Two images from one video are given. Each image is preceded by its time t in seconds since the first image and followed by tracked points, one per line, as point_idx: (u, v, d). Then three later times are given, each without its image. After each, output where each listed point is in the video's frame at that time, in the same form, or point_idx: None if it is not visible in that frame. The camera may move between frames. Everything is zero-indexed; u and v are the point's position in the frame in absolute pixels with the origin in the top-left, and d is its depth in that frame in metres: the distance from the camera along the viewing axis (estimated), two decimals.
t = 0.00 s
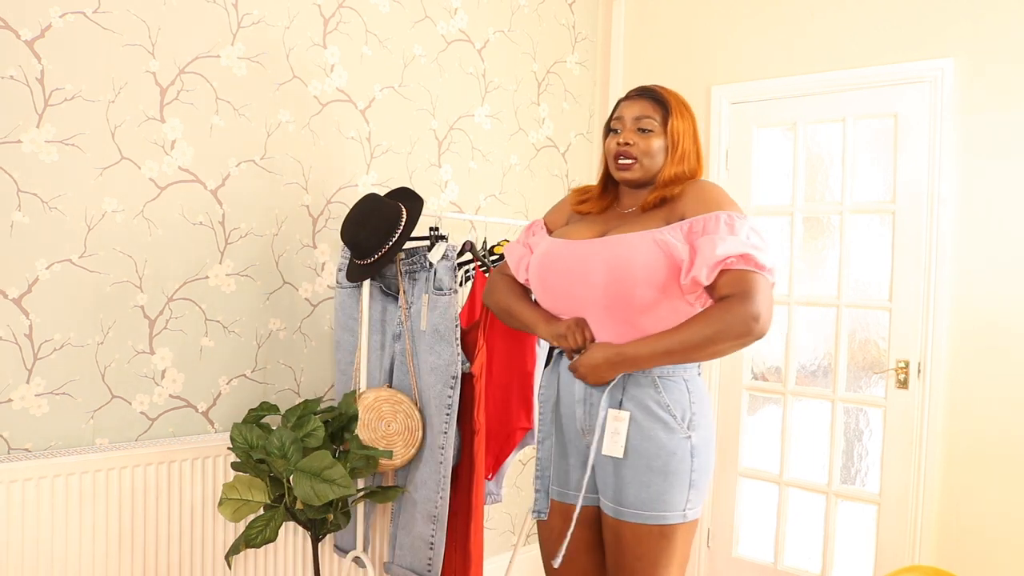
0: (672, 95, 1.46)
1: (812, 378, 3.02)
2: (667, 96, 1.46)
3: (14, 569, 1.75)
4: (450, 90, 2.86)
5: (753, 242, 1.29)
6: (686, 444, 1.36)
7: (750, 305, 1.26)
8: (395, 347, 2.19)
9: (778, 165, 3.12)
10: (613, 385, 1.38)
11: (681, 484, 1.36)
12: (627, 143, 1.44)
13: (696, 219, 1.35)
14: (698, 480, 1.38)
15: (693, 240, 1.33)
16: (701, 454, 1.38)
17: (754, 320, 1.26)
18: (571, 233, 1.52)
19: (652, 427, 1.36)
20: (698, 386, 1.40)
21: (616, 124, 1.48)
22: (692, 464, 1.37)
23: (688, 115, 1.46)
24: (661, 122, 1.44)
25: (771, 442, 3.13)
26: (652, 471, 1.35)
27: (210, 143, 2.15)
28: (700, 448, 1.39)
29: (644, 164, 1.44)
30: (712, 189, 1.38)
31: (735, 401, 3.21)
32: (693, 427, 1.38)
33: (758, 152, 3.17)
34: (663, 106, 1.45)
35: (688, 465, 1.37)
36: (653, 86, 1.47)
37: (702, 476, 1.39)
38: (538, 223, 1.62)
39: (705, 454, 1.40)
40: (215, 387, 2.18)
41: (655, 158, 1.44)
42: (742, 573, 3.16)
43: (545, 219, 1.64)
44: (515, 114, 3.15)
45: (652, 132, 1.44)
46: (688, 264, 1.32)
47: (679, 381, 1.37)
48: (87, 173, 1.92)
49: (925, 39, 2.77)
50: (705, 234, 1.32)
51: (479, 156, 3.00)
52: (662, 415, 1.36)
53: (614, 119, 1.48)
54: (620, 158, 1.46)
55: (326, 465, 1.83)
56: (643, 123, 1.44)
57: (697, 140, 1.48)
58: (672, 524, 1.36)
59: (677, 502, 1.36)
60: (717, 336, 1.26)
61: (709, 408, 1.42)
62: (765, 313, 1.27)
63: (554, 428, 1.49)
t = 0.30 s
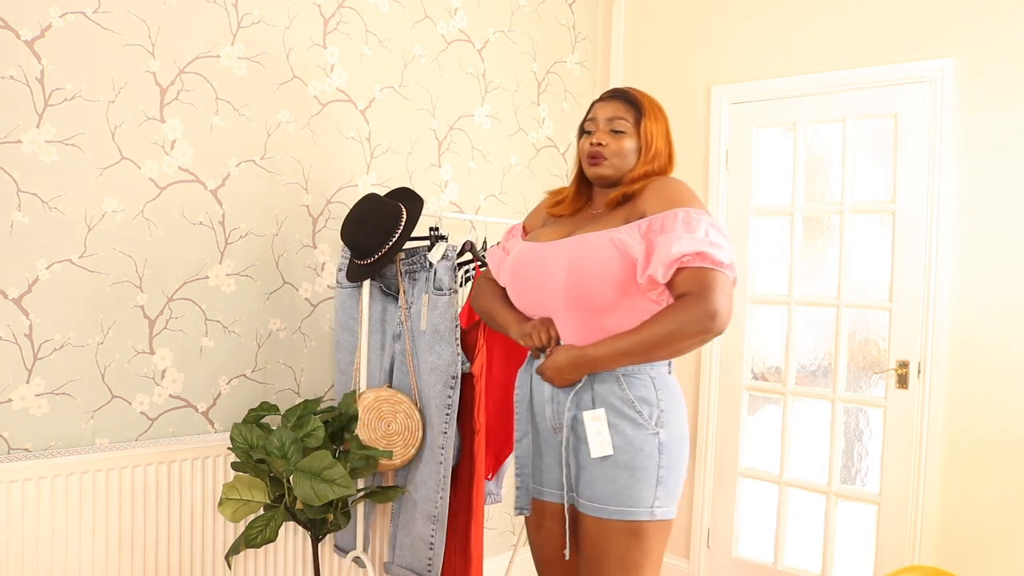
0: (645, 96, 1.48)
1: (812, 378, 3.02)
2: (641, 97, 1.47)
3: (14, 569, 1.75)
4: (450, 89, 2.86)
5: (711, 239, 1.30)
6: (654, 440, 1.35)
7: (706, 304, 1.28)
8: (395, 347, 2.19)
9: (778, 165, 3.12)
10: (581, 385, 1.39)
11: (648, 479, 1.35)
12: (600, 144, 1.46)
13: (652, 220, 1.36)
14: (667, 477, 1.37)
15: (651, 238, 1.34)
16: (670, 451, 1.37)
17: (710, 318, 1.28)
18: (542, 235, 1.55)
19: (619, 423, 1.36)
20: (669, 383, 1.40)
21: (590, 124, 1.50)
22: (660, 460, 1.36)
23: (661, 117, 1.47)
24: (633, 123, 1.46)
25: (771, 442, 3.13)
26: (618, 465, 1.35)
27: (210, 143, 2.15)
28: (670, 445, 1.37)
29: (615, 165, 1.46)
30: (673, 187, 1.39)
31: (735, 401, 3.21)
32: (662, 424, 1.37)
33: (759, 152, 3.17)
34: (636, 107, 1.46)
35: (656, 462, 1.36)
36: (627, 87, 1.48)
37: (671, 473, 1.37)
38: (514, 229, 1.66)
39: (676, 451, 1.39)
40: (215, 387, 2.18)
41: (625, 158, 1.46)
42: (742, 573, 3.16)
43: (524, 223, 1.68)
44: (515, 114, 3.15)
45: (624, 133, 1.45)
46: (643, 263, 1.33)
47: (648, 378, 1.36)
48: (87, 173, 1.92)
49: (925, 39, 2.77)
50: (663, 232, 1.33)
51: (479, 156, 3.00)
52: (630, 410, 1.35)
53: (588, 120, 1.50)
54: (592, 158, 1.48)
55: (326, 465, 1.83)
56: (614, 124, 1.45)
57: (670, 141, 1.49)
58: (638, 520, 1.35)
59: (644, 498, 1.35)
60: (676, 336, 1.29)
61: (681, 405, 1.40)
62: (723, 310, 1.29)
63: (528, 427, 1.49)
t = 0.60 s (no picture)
0: (619, 94, 1.49)
1: (812, 378, 3.02)
2: (613, 94, 1.48)
3: (14, 569, 1.74)
4: (450, 89, 2.86)
5: (673, 238, 1.30)
6: (628, 440, 1.36)
7: (669, 303, 1.28)
8: (394, 348, 2.19)
9: (778, 165, 3.12)
10: (556, 386, 1.41)
11: (617, 478, 1.35)
12: (574, 145, 1.48)
13: (617, 221, 1.36)
14: (637, 477, 1.36)
15: (615, 240, 1.35)
16: (644, 452, 1.37)
17: (675, 317, 1.28)
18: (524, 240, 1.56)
19: (593, 420, 1.37)
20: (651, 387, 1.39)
21: (565, 125, 1.51)
22: (632, 461, 1.36)
23: (635, 113, 1.48)
24: (606, 121, 1.47)
25: (771, 442, 3.13)
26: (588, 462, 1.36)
27: (210, 143, 2.15)
28: (645, 447, 1.37)
29: (590, 165, 1.47)
30: (643, 186, 1.39)
31: (735, 401, 3.21)
32: (638, 425, 1.37)
33: (759, 152, 3.17)
34: (609, 105, 1.47)
35: (626, 461, 1.35)
36: (600, 87, 1.50)
37: (643, 475, 1.37)
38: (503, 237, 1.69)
39: (651, 455, 1.38)
40: (215, 387, 2.18)
41: (601, 156, 1.47)
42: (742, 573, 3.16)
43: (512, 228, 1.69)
44: (515, 114, 3.15)
45: (598, 132, 1.46)
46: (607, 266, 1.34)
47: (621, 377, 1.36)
48: (87, 173, 1.92)
49: (925, 39, 2.77)
50: (626, 233, 1.33)
51: (479, 156, 3.00)
52: (605, 408, 1.36)
53: (563, 121, 1.52)
54: (568, 158, 1.49)
55: (326, 465, 1.83)
56: (588, 124, 1.47)
57: (646, 136, 1.49)
58: (604, 518, 1.35)
59: (611, 496, 1.35)
60: (641, 337, 1.29)
61: (662, 409, 1.40)
62: (688, 308, 1.28)
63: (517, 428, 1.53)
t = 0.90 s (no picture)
0: (623, 82, 1.43)
1: (812, 378, 3.02)
2: (616, 82, 1.43)
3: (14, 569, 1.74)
4: (450, 89, 2.86)
5: (661, 239, 1.23)
6: (611, 452, 1.26)
7: (654, 309, 1.20)
8: (394, 348, 2.19)
9: (778, 165, 3.12)
10: (542, 393, 1.35)
11: (600, 494, 1.26)
12: (574, 134, 1.43)
13: (607, 222, 1.30)
14: (624, 493, 1.26)
15: (602, 241, 1.29)
16: (631, 466, 1.27)
17: (659, 324, 1.20)
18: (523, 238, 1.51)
19: (575, 431, 1.29)
20: (642, 395, 1.29)
21: (567, 114, 1.47)
22: (617, 475, 1.26)
23: (640, 101, 1.42)
24: (609, 109, 1.41)
25: (771, 442, 3.13)
26: (571, 476, 1.28)
27: (210, 143, 2.15)
28: (632, 460, 1.27)
29: (590, 156, 1.42)
30: (639, 185, 1.31)
31: (735, 401, 3.21)
32: (624, 436, 1.27)
33: (759, 152, 3.16)
34: (612, 93, 1.42)
35: (611, 475, 1.26)
36: (603, 74, 1.45)
37: (631, 491, 1.27)
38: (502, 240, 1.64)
39: (640, 468, 1.28)
40: (215, 386, 2.18)
41: (603, 146, 1.41)
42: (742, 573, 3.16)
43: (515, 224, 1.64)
44: (515, 114, 3.15)
45: (599, 120, 1.41)
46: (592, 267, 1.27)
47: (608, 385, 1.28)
48: (86, 173, 1.91)
49: (925, 39, 2.77)
50: (614, 234, 1.27)
51: (479, 156, 3.00)
52: (588, 418, 1.28)
53: (566, 110, 1.47)
54: (569, 148, 1.44)
55: (326, 465, 1.83)
56: (589, 112, 1.42)
57: (652, 128, 1.43)
58: (587, 537, 1.26)
59: (594, 514, 1.26)
60: (624, 344, 1.21)
61: (654, 418, 1.29)
62: (675, 315, 1.20)
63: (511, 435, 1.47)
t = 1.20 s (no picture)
0: (629, 69, 1.44)
1: (812, 378, 3.02)
2: (623, 70, 1.43)
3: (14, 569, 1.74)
4: (450, 89, 2.86)
5: (648, 236, 1.21)
6: (605, 460, 1.26)
7: (636, 304, 1.18)
8: (394, 348, 2.19)
9: (778, 165, 3.12)
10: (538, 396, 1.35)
11: (594, 504, 1.26)
12: (578, 123, 1.44)
13: (597, 219, 1.29)
14: (619, 501, 1.26)
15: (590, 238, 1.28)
16: (626, 474, 1.25)
17: (642, 321, 1.17)
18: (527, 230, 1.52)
19: (569, 438, 1.29)
20: (638, 400, 1.27)
21: (574, 102, 1.48)
22: (611, 484, 1.26)
23: (647, 89, 1.42)
24: (615, 98, 1.42)
25: (771, 443, 3.13)
26: (566, 485, 1.29)
27: (210, 143, 2.15)
28: (628, 469, 1.26)
29: (593, 145, 1.43)
30: (636, 178, 1.30)
31: (735, 401, 3.21)
32: (619, 443, 1.26)
33: (759, 152, 3.16)
34: (618, 81, 1.43)
35: (606, 484, 1.26)
36: (610, 62, 1.45)
37: (627, 500, 1.26)
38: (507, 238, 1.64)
39: (637, 477, 1.26)
40: (215, 387, 2.18)
41: (607, 135, 1.43)
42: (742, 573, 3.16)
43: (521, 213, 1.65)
44: (515, 114, 3.15)
45: (605, 109, 1.42)
46: (579, 263, 1.27)
47: (601, 390, 1.27)
48: (86, 173, 1.91)
49: (925, 39, 2.77)
50: (600, 232, 1.27)
51: (479, 156, 3.00)
52: (581, 425, 1.28)
53: (572, 97, 1.48)
54: (574, 136, 1.45)
55: (326, 465, 1.83)
56: (595, 100, 1.42)
57: (659, 119, 1.43)
58: (584, 548, 1.27)
59: (590, 524, 1.26)
60: (607, 341, 1.19)
61: (652, 424, 1.27)
62: (659, 312, 1.18)
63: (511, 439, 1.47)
